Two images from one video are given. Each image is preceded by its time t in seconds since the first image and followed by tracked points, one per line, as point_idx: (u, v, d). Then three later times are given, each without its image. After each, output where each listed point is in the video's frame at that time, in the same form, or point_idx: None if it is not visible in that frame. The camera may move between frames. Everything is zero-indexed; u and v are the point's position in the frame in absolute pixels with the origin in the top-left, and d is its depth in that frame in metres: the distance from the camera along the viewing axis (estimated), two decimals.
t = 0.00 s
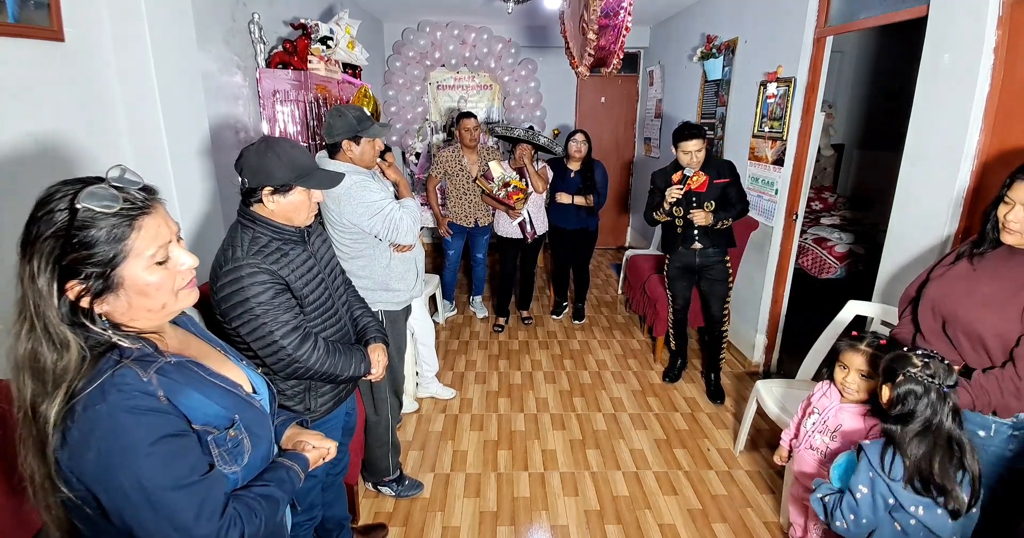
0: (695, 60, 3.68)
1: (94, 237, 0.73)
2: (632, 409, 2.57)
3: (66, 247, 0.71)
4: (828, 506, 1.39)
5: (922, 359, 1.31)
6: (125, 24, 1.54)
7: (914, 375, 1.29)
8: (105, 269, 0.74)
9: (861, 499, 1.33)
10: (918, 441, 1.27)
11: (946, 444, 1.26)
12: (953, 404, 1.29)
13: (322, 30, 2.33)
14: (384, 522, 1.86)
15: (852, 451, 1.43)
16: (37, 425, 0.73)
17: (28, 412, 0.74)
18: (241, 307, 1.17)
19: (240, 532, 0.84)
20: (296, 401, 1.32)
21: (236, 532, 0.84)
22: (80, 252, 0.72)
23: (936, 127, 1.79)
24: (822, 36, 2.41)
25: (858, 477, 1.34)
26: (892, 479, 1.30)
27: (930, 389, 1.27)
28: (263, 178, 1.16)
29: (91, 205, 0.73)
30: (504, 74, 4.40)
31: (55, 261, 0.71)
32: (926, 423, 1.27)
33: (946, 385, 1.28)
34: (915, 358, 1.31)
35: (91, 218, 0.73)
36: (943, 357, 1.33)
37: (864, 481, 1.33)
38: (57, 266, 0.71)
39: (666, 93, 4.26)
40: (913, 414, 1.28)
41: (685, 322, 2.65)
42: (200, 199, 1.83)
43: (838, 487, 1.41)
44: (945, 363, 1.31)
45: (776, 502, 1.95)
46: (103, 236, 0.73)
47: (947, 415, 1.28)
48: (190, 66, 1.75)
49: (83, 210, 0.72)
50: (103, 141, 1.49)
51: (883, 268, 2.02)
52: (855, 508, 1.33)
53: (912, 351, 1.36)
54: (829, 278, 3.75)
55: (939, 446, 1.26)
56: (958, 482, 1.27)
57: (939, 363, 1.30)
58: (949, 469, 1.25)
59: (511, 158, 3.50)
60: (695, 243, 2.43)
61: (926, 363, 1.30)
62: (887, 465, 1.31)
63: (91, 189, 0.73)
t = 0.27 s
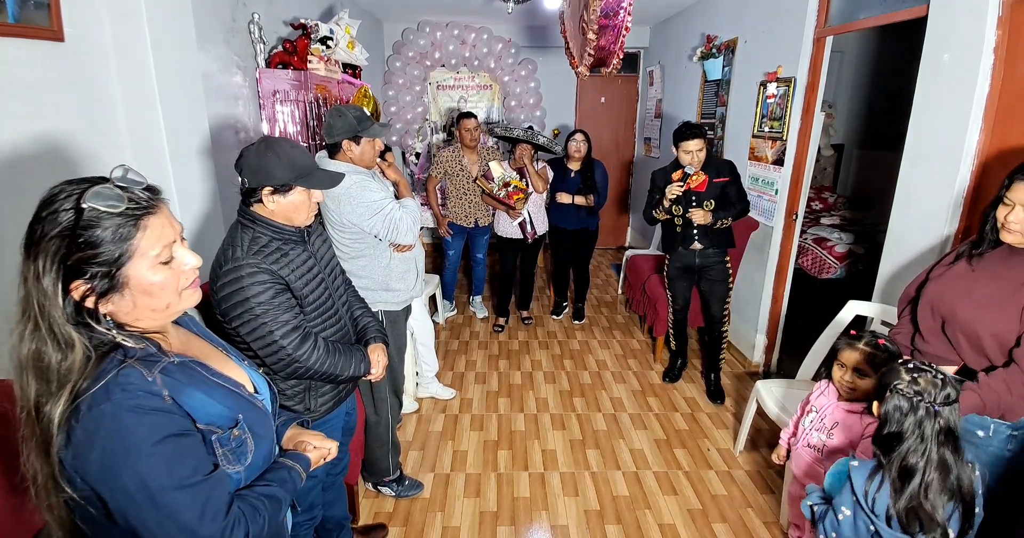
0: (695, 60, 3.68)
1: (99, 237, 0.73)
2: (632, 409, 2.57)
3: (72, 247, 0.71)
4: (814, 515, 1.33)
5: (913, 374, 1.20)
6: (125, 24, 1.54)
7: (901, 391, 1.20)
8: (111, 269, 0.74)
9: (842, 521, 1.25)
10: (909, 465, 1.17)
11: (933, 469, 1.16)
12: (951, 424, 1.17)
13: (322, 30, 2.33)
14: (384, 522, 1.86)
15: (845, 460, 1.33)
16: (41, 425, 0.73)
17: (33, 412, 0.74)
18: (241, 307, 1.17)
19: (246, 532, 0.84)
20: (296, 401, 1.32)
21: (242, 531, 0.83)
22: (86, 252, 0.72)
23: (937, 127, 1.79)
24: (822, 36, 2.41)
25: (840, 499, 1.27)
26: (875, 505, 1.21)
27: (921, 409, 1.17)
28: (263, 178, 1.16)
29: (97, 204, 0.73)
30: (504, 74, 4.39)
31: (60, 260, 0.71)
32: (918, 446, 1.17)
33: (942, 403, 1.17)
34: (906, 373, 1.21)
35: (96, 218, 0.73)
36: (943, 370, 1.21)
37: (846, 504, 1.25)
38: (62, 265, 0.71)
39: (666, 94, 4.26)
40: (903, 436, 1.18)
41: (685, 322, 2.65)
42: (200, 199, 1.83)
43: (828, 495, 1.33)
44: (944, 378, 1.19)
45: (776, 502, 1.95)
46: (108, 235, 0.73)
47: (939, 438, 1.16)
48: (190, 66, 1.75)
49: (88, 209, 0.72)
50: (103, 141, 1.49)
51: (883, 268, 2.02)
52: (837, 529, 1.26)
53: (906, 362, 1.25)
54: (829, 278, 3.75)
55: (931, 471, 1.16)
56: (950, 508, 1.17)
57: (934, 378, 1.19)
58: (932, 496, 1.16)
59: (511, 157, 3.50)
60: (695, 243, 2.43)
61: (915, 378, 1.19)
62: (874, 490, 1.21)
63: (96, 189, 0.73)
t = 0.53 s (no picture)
0: (695, 59, 3.68)
1: (106, 237, 0.73)
2: (632, 408, 2.57)
3: (79, 248, 0.71)
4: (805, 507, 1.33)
5: (906, 389, 1.15)
6: (125, 24, 1.54)
7: (894, 408, 1.14)
8: (118, 269, 0.74)
9: (824, 528, 1.24)
10: (904, 485, 1.13)
11: (929, 489, 1.12)
12: (947, 439, 1.12)
13: (322, 29, 2.33)
14: (384, 522, 1.86)
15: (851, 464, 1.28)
16: (52, 428, 0.73)
17: (42, 416, 0.73)
18: (241, 307, 1.17)
19: (256, 525, 0.86)
20: (296, 401, 1.32)
21: (253, 523, 0.85)
22: (93, 253, 0.72)
23: (937, 127, 1.79)
24: (822, 36, 2.41)
25: (826, 508, 1.24)
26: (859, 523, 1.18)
27: (915, 427, 1.12)
28: (262, 178, 1.16)
29: (102, 204, 0.72)
30: (504, 73, 4.39)
31: (67, 262, 0.71)
32: (914, 465, 1.12)
33: (938, 420, 1.12)
34: (900, 388, 1.16)
35: (102, 219, 0.72)
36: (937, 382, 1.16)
37: (830, 514, 1.23)
38: (69, 267, 0.71)
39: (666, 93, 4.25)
40: (899, 455, 1.14)
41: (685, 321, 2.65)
42: (200, 199, 1.83)
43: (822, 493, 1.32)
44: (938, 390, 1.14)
45: (776, 501, 1.95)
46: (114, 236, 0.73)
47: (933, 455, 1.12)
48: (190, 65, 1.75)
49: (94, 210, 0.72)
50: (104, 141, 1.49)
51: (883, 268, 2.02)
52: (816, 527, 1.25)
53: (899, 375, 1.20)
54: (829, 278, 3.74)
55: (927, 490, 1.12)
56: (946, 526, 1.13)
57: (930, 392, 1.14)
58: (929, 516, 1.12)
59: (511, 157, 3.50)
60: (694, 243, 2.43)
61: (910, 393, 1.14)
62: (858, 511, 1.18)
63: (101, 189, 0.73)
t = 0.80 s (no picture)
0: (695, 60, 3.68)
1: (106, 238, 0.72)
2: (632, 409, 2.57)
3: (80, 249, 0.71)
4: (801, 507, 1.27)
5: (909, 403, 1.13)
6: (126, 25, 1.54)
7: (898, 424, 1.12)
8: (119, 270, 0.74)
9: None
10: (913, 502, 1.10)
11: (941, 505, 1.09)
12: (954, 453, 1.10)
13: (322, 30, 2.33)
14: (384, 522, 1.86)
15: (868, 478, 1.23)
16: (55, 430, 0.73)
17: (45, 418, 0.73)
18: (241, 307, 1.17)
19: (263, 521, 0.86)
20: (296, 401, 1.32)
21: (260, 519, 0.85)
22: (93, 253, 0.72)
23: (937, 127, 1.79)
24: (822, 36, 2.41)
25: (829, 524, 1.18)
26: None
27: (920, 443, 1.10)
28: (262, 179, 1.16)
29: (103, 205, 0.72)
30: (504, 74, 4.39)
31: (68, 263, 0.71)
32: (923, 483, 1.09)
33: (944, 434, 1.09)
34: (902, 403, 1.14)
35: (101, 220, 0.72)
36: (938, 394, 1.15)
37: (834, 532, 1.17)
38: (70, 267, 0.71)
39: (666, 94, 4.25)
40: (907, 472, 1.11)
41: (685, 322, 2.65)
42: (200, 200, 1.83)
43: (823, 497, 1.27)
44: (940, 402, 1.12)
45: (777, 502, 1.94)
46: (115, 236, 0.73)
47: (942, 471, 1.09)
48: (190, 66, 1.75)
49: (93, 211, 0.72)
50: (104, 142, 1.49)
51: (884, 268, 2.02)
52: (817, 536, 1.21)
53: (900, 389, 1.19)
54: (829, 278, 3.74)
55: (938, 507, 1.09)
56: None
57: (933, 406, 1.12)
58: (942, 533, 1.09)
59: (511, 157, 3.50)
60: (695, 244, 2.43)
61: (913, 408, 1.12)
62: None
63: (101, 189, 0.73)
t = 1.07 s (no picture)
0: (695, 59, 3.68)
1: (100, 240, 0.72)
2: (632, 409, 2.57)
3: (73, 249, 0.71)
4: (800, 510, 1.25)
5: (912, 403, 1.13)
6: (125, 24, 1.54)
7: (901, 423, 1.12)
8: (110, 273, 0.74)
9: None
10: (916, 502, 1.10)
11: (943, 504, 1.09)
12: (956, 453, 1.10)
13: (322, 30, 2.33)
14: (384, 522, 1.86)
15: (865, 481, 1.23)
16: (45, 428, 0.73)
17: (36, 415, 0.74)
18: (241, 307, 1.17)
19: (257, 525, 0.86)
20: (296, 400, 1.32)
21: (253, 523, 0.85)
22: (86, 254, 0.72)
23: (937, 127, 1.79)
24: (822, 36, 2.41)
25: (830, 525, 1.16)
26: None
27: (925, 443, 1.09)
28: (263, 178, 1.16)
29: (99, 208, 0.73)
30: (504, 74, 4.39)
31: (59, 263, 0.71)
32: (926, 483, 1.09)
33: (947, 433, 1.10)
34: (905, 403, 1.14)
35: (97, 221, 0.72)
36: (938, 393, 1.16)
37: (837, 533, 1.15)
38: (62, 267, 0.71)
39: (666, 93, 4.25)
40: (911, 473, 1.11)
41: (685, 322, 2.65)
42: (200, 200, 1.83)
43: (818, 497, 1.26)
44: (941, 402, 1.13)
45: (777, 502, 1.94)
46: (110, 239, 0.73)
47: (943, 470, 1.09)
48: (190, 66, 1.75)
49: (89, 213, 0.72)
50: (103, 142, 1.49)
51: (884, 268, 2.02)
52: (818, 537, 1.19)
53: (902, 389, 1.19)
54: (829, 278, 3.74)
55: (940, 505, 1.09)
56: None
57: (935, 405, 1.12)
58: (943, 531, 1.09)
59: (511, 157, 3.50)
60: (695, 244, 2.43)
61: (916, 407, 1.12)
62: None
63: (99, 191, 0.73)
